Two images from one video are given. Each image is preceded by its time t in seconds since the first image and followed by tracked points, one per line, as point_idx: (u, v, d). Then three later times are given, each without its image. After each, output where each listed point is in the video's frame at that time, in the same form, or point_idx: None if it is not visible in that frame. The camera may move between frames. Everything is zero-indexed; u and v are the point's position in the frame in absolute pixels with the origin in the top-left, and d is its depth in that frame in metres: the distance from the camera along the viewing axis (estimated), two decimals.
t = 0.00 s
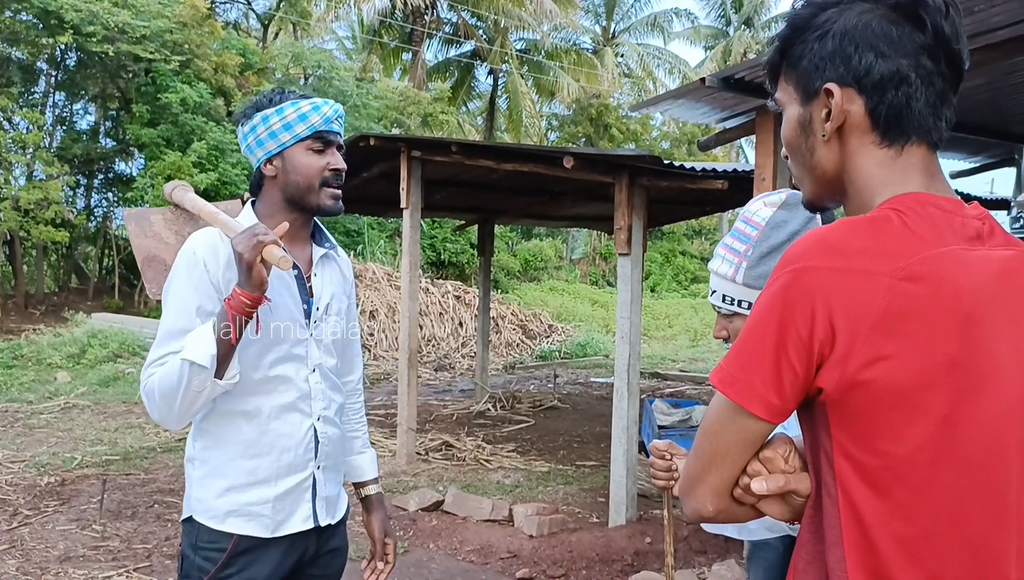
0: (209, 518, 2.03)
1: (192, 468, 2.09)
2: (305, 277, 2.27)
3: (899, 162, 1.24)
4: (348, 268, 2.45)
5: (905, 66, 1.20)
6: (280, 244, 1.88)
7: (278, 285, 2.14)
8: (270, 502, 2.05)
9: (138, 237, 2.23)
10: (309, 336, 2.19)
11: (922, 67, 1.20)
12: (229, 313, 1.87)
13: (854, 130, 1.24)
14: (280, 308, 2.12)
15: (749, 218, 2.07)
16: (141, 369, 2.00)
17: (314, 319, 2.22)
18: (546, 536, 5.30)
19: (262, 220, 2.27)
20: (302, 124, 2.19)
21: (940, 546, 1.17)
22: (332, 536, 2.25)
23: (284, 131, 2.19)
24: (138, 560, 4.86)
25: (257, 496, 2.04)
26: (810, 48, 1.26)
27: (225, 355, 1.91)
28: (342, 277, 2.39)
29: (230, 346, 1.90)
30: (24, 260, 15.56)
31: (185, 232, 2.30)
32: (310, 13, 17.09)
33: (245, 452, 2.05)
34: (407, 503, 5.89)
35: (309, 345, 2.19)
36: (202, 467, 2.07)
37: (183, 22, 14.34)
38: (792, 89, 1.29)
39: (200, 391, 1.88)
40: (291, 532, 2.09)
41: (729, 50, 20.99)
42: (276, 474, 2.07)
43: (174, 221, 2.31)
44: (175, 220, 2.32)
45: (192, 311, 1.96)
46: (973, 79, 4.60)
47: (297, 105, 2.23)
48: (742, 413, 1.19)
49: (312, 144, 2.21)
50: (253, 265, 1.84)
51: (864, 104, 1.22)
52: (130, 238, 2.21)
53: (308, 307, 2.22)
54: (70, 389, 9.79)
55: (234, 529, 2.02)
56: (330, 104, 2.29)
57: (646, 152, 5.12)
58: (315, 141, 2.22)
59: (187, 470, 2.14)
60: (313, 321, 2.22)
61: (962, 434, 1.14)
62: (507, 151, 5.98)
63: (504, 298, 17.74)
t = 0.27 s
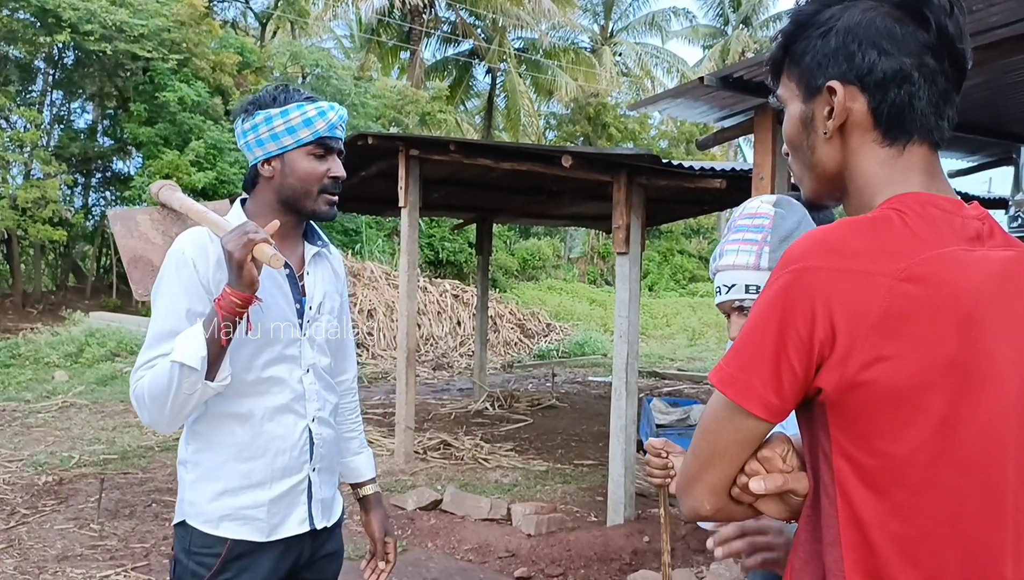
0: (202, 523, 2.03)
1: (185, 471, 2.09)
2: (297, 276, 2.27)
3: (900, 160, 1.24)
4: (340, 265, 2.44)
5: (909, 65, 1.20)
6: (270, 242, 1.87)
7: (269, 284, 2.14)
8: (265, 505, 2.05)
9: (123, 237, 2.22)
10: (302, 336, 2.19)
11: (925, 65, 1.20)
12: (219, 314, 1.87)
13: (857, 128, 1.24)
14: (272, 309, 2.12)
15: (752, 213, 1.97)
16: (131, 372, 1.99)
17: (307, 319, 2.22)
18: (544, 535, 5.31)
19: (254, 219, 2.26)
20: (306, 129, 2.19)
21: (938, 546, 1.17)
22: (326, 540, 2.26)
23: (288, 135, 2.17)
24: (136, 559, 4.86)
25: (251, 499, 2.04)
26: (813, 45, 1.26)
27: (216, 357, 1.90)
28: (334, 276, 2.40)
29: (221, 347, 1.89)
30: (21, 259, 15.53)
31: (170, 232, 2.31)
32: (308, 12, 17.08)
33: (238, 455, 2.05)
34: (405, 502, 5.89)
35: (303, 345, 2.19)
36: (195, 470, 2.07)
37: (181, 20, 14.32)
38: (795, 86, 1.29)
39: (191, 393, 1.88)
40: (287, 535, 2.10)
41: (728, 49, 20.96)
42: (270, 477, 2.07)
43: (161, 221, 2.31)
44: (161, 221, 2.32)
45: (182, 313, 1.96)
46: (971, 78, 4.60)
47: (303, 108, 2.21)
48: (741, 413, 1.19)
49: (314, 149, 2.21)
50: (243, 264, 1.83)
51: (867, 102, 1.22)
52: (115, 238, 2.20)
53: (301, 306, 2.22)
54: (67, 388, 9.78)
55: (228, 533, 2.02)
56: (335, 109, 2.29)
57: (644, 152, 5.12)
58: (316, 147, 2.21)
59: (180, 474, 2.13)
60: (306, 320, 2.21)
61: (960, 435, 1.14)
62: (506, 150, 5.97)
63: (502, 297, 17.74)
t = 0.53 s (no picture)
0: (203, 524, 2.03)
1: (185, 473, 2.09)
2: (296, 274, 2.26)
3: (900, 158, 1.24)
4: (338, 262, 2.44)
5: (905, 62, 1.19)
6: (268, 242, 1.87)
7: (268, 284, 2.13)
8: (267, 507, 2.05)
9: (119, 236, 2.18)
10: (302, 335, 2.19)
11: (921, 62, 1.20)
12: (218, 315, 1.86)
13: (855, 127, 1.24)
14: (271, 308, 2.12)
15: (769, 207, 2.31)
16: (130, 374, 1.99)
17: (306, 318, 2.22)
18: (545, 533, 5.31)
19: (251, 217, 2.25)
20: (308, 128, 2.18)
21: (938, 546, 1.17)
22: (329, 541, 2.26)
23: (289, 133, 2.17)
24: (138, 556, 4.87)
25: (252, 501, 2.04)
26: (810, 45, 1.26)
27: (216, 359, 1.90)
28: (332, 274, 2.39)
29: (220, 349, 1.89)
30: (23, 257, 15.52)
31: (166, 231, 2.25)
32: (309, 10, 17.07)
33: (239, 456, 2.05)
34: (406, 500, 5.89)
35: (303, 345, 2.18)
36: (195, 472, 2.07)
37: (182, 18, 14.31)
38: (794, 86, 1.29)
39: (190, 396, 1.88)
40: (289, 536, 2.10)
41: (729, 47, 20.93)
42: (272, 478, 2.07)
43: (156, 219, 2.25)
44: (156, 218, 2.26)
45: (180, 314, 1.96)
46: (972, 76, 4.60)
47: (305, 106, 2.20)
48: (742, 413, 1.19)
49: (315, 148, 2.20)
50: (242, 264, 1.83)
51: (864, 99, 1.22)
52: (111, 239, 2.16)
53: (300, 305, 2.22)
54: (68, 386, 9.79)
55: (230, 535, 2.03)
56: (337, 108, 2.28)
57: (645, 150, 5.12)
58: (317, 146, 2.21)
59: (180, 475, 2.13)
60: (306, 319, 2.21)
61: (961, 435, 1.13)
62: (507, 148, 5.97)
63: (503, 295, 17.74)
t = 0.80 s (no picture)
0: (204, 524, 2.03)
1: (186, 473, 2.09)
2: (295, 273, 2.26)
3: (891, 156, 1.23)
4: (339, 261, 2.44)
5: (878, 60, 1.19)
6: (266, 242, 1.86)
7: (267, 284, 2.13)
8: (268, 507, 2.05)
9: (117, 236, 2.19)
10: (302, 335, 2.19)
11: (896, 57, 1.19)
12: (217, 316, 1.86)
13: (840, 128, 1.24)
14: (271, 309, 2.12)
15: (776, 205, 2.33)
16: (129, 374, 1.99)
17: (306, 317, 2.21)
18: (546, 531, 5.31)
19: (248, 215, 2.26)
20: (305, 126, 2.17)
21: (940, 547, 1.16)
22: (330, 541, 2.26)
23: (286, 131, 2.16)
24: (138, 555, 4.87)
25: (253, 501, 2.04)
26: (788, 55, 1.29)
27: (215, 360, 1.90)
28: (332, 273, 2.39)
29: (219, 350, 1.89)
30: (24, 256, 15.52)
31: (164, 229, 2.26)
32: (310, 8, 17.07)
33: (240, 456, 2.05)
34: (407, 499, 5.89)
35: (303, 345, 2.18)
36: (196, 472, 2.07)
37: (183, 17, 14.29)
38: (784, 96, 1.32)
39: (190, 397, 1.88)
40: (290, 537, 2.10)
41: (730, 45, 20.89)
42: (273, 478, 2.07)
43: (154, 217, 2.27)
44: (155, 217, 2.27)
45: (179, 315, 1.95)
46: (973, 75, 4.59)
47: (303, 104, 2.19)
48: (741, 418, 1.19)
49: (312, 146, 2.20)
50: (239, 265, 1.82)
51: (843, 101, 1.23)
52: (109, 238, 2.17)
53: (300, 304, 2.21)
54: (69, 385, 9.80)
55: (230, 535, 2.03)
56: (336, 105, 2.27)
57: (646, 148, 5.11)
58: (315, 144, 2.20)
59: (181, 475, 2.13)
60: (306, 318, 2.21)
61: (962, 436, 1.13)
62: (508, 147, 5.97)
63: (504, 294, 17.73)
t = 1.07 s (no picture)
0: (205, 524, 2.04)
1: (186, 472, 2.09)
2: (293, 272, 2.26)
3: (881, 156, 1.23)
4: (339, 260, 2.44)
5: (859, 63, 1.20)
6: (261, 241, 1.86)
7: (265, 284, 2.13)
8: (268, 507, 2.05)
9: (116, 235, 2.20)
10: (300, 334, 2.19)
11: (875, 59, 1.20)
12: (212, 316, 1.86)
13: (828, 133, 1.25)
14: (268, 308, 2.12)
15: (778, 206, 2.34)
16: (128, 375, 2.00)
17: (305, 316, 2.21)
18: (546, 531, 5.31)
19: (245, 215, 2.26)
20: (299, 125, 2.16)
21: (944, 546, 1.17)
22: (332, 541, 2.26)
23: (280, 130, 2.15)
24: (139, 554, 4.87)
25: (253, 500, 2.04)
26: (774, 67, 1.30)
27: (212, 361, 1.90)
28: (331, 272, 2.38)
29: (215, 352, 1.89)
30: (24, 255, 15.52)
31: (164, 229, 2.27)
32: (310, 8, 17.08)
33: (239, 456, 2.05)
34: (408, 498, 5.90)
35: (301, 344, 2.18)
36: (196, 472, 2.07)
37: (183, 16, 14.28)
38: (774, 107, 1.33)
39: (187, 397, 1.88)
40: (290, 536, 2.10)
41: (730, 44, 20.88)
42: (272, 478, 2.07)
43: (155, 217, 2.28)
44: (155, 216, 2.29)
45: (175, 316, 1.96)
46: (972, 75, 4.59)
47: (297, 103, 2.18)
48: (741, 423, 1.20)
49: (307, 145, 2.18)
50: (235, 264, 1.82)
51: (828, 106, 1.24)
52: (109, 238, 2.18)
53: (299, 303, 2.21)
54: (70, 384, 9.80)
55: (231, 535, 2.03)
56: (331, 104, 2.25)
57: (646, 148, 5.12)
58: (310, 143, 2.18)
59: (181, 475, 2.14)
60: (304, 318, 2.21)
61: (960, 434, 1.13)
62: (508, 146, 5.97)
63: (504, 293, 17.74)
